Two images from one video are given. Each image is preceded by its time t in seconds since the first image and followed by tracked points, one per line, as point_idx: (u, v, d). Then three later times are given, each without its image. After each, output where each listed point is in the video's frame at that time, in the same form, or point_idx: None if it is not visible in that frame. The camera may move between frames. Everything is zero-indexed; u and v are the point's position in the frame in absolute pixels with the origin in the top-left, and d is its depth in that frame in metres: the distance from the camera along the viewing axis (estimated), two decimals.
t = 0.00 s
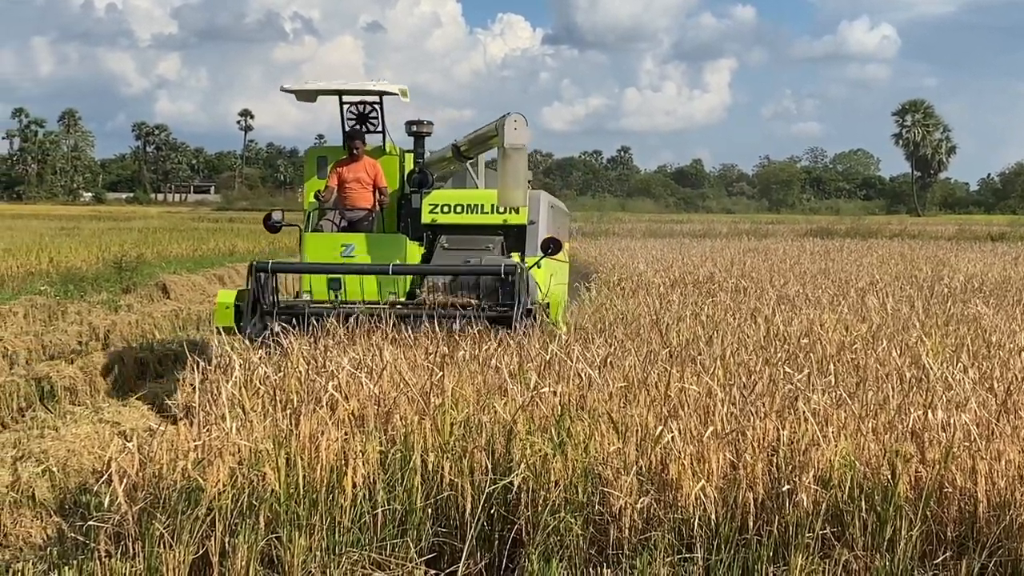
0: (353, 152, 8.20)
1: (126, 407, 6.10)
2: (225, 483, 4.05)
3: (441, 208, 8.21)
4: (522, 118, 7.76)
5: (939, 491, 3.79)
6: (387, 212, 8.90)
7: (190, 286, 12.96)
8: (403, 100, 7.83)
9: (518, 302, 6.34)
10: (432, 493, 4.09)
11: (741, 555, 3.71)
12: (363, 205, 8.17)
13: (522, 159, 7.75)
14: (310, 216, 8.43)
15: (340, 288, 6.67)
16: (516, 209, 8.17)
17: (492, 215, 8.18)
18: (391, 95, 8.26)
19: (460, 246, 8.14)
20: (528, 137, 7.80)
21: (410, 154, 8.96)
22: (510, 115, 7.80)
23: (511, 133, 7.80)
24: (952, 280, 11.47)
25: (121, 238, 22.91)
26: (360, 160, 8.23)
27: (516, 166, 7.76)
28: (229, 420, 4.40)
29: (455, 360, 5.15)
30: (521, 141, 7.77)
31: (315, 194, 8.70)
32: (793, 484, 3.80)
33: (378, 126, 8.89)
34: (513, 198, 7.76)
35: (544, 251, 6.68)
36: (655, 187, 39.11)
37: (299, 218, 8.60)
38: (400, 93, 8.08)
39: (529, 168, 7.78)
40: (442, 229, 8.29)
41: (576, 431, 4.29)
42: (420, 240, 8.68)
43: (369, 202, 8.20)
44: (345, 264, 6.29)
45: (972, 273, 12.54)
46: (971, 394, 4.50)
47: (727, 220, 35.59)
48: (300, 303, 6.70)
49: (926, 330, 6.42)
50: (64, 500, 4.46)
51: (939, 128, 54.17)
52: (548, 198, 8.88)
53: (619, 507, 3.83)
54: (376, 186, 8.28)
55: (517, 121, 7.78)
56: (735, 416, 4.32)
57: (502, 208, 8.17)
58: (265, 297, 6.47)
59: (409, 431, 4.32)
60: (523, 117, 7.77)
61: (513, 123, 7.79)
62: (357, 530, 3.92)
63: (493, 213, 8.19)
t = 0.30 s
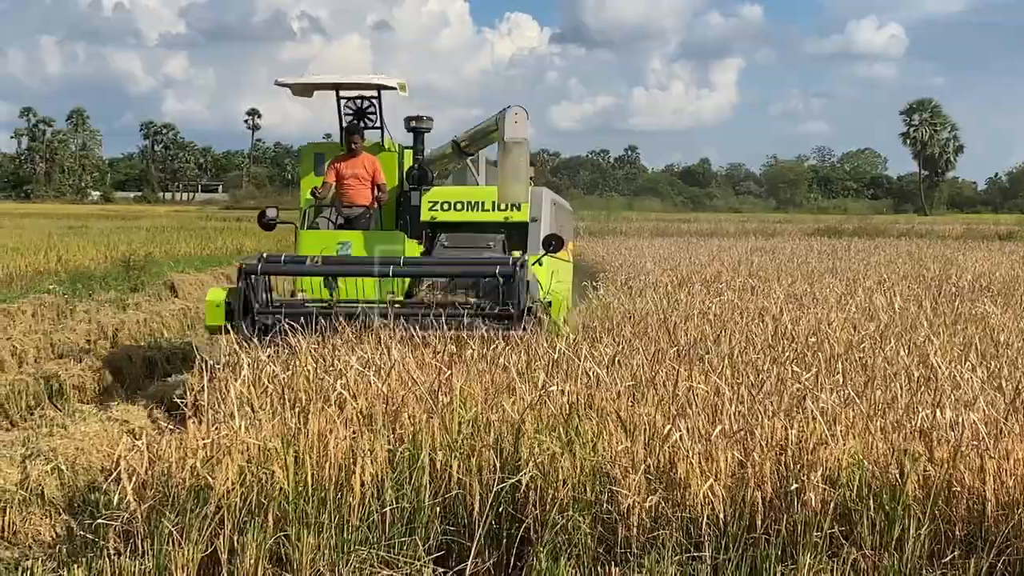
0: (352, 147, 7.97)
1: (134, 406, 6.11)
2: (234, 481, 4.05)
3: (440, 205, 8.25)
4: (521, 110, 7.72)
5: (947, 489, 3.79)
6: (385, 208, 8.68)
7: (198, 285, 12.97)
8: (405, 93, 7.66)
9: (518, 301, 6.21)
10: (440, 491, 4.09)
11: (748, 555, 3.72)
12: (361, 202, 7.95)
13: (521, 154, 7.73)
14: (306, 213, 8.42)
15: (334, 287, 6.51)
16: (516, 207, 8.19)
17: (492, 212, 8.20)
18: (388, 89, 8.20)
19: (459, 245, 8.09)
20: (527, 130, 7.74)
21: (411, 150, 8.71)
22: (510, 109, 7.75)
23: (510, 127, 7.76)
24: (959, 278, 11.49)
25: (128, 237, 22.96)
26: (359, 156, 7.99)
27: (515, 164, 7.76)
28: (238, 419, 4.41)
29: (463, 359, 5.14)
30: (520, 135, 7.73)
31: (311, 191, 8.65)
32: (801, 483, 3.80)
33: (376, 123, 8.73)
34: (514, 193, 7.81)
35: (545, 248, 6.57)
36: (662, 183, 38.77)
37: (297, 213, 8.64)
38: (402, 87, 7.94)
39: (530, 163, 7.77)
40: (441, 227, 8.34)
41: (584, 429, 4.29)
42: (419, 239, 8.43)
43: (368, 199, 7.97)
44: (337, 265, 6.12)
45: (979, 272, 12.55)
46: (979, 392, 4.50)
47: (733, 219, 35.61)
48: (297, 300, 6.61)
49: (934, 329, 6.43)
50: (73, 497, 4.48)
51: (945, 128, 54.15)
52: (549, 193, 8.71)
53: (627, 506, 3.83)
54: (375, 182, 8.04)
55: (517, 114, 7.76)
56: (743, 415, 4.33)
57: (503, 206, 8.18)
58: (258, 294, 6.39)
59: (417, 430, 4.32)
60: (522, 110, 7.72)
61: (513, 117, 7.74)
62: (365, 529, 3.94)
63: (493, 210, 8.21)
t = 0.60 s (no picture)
0: (349, 144, 7.76)
1: (143, 404, 6.13)
2: (243, 480, 4.05)
3: (439, 204, 7.94)
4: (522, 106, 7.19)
5: (957, 488, 3.79)
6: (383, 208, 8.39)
7: (207, 283, 13.00)
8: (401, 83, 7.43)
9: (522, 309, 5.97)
10: (449, 490, 4.09)
11: (757, 553, 3.73)
12: (358, 200, 7.73)
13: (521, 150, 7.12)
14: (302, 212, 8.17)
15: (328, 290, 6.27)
16: (518, 205, 7.88)
17: (494, 211, 7.88)
18: (387, 84, 8.19)
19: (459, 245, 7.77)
20: (528, 127, 7.21)
21: (410, 147, 8.48)
22: (509, 104, 7.25)
23: (510, 124, 7.21)
24: (968, 277, 11.49)
25: (138, 236, 23.08)
26: (356, 153, 7.78)
27: (516, 161, 7.13)
28: (248, 418, 4.42)
29: (472, 359, 5.14)
30: (520, 132, 7.19)
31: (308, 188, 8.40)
32: (810, 482, 3.82)
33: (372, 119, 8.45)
34: (514, 193, 7.15)
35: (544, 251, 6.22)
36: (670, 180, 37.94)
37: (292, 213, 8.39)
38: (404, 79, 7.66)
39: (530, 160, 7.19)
40: (440, 226, 8.04)
41: (593, 428, 4.29)
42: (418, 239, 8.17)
43: (364, 197, 7.75)
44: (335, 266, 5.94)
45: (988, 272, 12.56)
46: (989, 391, 4.51)
47: (740, 218, 35.66)
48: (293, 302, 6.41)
49: (943, 327, 6.43)
50: (84, 496, 4.50)
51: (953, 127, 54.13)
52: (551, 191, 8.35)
53: (636, 505, 3.84)
54: (372, 180, 7.82)
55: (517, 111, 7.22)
56: (753, 414, 4.33)
57: (505, 204, 7.86)
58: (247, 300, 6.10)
59: (426, 429, 4.33)
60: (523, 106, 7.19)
61: (512, 112, 7.22)
62: (375, 528, 3.95)
63: (494, 209, 7.89)
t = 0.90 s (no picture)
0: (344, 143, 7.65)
1: (155, 403, 6.15)
2: (255, 478, 4.07)
3: (439, 204, 7.62)
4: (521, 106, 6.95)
5: (968, 488, 3.79)
6: (380, 209, 8.13)
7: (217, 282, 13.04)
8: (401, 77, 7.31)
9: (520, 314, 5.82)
10: (460, 488, 4.09)
11: (768, 553, 3.74)
12: (355, 200, 7.61)
13: (519, 153, 6.97)
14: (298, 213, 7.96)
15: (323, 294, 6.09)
16: (520, 206, 7.53)
17: (495, 212, 7.55)
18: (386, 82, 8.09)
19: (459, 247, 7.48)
20: (528, 127, 6.98)
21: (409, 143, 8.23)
22: (509, 104, 6.99)
23: (509, 124, 6.98)
24: (979, 275, 11.48)
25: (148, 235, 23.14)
26: (352, 152, 7.67)
27: (514, 163, 7.00)
28: (259, 416, 4.43)
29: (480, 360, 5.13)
30: (520, 133, 6.96)
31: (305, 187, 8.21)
32: (821, 481, 3.82)
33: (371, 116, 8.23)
34: (512, 194, 7.07)
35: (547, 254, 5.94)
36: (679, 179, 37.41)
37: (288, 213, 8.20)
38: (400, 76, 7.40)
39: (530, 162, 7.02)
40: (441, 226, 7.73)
41: (604, 427, 4.29)
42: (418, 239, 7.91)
43: (361, 197, 7.63)
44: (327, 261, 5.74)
45: (998, 271, 12.54)
46: (1000, 390, 4.51)
47: (748, 217, 35.64)
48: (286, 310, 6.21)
49: (953, 326, 6.43)
50: (96, 495, 4.51)
51: (962, 125, 54.06)
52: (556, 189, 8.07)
53: (647, 504, 3.84)
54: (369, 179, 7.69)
55: (516, 111, 6.98)
56: (764, 413, 4.34)
57: (506, 205, 7.53)
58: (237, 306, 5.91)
59: (437, 428, 4.33)
60: (522, 105, 6.95)
61: (512, 112, 6.98)
62: (386, 526, 3.97)
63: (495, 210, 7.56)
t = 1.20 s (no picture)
0: (342, 141, 7.16)
1: (168, 403, 6.16)
2: (269, 477, 4.08)
3: (440, 204, 7.19)
4: (522, 106, 6.47)
5: (981, 488, 3.79)
6: (380, 209, 7.69)
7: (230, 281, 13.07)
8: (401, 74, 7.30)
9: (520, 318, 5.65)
10: (473, 488, 4.10)
11: (781, 552, 3.73)
12: (352, 202, 7.11)
13: (520, 153, 6.43)
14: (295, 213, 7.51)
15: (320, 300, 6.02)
16: (525, 205, 7.06)
17: (498, 212, 7.10)
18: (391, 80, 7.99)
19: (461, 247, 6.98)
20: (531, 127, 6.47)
21: (410, 143, 7.79)
22: (511, 102, 6.51)
23: (511, 124, 6.48)
24: (992, 275, 11.45)
25: (161, 235, 23.20)
26: (349, 151, 7.17)
27: (516, 163, 6.45)
28: (272, 416, 4.44)
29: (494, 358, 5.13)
30: (523, 132, 6.45)
31: (302, 186, 7.72)
32: (834, 481, 3.83)
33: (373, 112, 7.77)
34: (513, 197, 6.45)
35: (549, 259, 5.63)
36: (691, 180, 37.71)
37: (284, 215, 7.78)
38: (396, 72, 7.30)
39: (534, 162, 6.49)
40: (442, 228, 7.28)
41: (616, 426, 4.28)
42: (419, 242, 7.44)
43: (359, 199, 7.14)
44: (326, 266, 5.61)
45: (1011, 271, 12.50)
46: (1013, 390, 4.50)
47: (760, 217, 35.59)
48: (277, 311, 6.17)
49: (966, 326, 6.41)
50: (110, 494, 4.53)
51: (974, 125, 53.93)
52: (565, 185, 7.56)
53: (660, 503, 3.84)
54: (367, 180, 7.19)
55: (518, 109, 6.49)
56: (776, 413, 4.34)
57: (509, 204, 7.06)
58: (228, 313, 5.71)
59: (449, 427, 4.34)
60: (523, 105, 6.47)
61: (515, 111, 6.50)
62: (398, 525, 3.98)
63: (497, 210, 7.10)
